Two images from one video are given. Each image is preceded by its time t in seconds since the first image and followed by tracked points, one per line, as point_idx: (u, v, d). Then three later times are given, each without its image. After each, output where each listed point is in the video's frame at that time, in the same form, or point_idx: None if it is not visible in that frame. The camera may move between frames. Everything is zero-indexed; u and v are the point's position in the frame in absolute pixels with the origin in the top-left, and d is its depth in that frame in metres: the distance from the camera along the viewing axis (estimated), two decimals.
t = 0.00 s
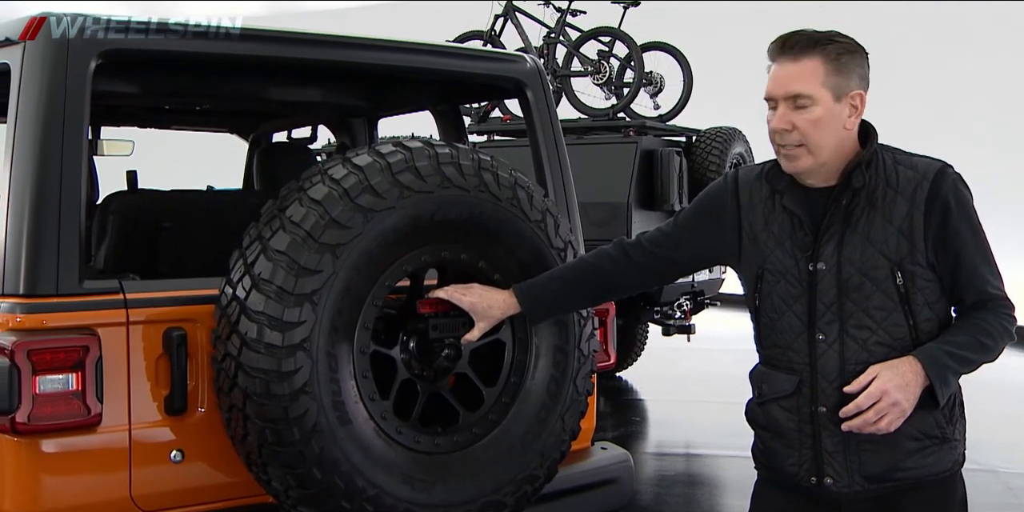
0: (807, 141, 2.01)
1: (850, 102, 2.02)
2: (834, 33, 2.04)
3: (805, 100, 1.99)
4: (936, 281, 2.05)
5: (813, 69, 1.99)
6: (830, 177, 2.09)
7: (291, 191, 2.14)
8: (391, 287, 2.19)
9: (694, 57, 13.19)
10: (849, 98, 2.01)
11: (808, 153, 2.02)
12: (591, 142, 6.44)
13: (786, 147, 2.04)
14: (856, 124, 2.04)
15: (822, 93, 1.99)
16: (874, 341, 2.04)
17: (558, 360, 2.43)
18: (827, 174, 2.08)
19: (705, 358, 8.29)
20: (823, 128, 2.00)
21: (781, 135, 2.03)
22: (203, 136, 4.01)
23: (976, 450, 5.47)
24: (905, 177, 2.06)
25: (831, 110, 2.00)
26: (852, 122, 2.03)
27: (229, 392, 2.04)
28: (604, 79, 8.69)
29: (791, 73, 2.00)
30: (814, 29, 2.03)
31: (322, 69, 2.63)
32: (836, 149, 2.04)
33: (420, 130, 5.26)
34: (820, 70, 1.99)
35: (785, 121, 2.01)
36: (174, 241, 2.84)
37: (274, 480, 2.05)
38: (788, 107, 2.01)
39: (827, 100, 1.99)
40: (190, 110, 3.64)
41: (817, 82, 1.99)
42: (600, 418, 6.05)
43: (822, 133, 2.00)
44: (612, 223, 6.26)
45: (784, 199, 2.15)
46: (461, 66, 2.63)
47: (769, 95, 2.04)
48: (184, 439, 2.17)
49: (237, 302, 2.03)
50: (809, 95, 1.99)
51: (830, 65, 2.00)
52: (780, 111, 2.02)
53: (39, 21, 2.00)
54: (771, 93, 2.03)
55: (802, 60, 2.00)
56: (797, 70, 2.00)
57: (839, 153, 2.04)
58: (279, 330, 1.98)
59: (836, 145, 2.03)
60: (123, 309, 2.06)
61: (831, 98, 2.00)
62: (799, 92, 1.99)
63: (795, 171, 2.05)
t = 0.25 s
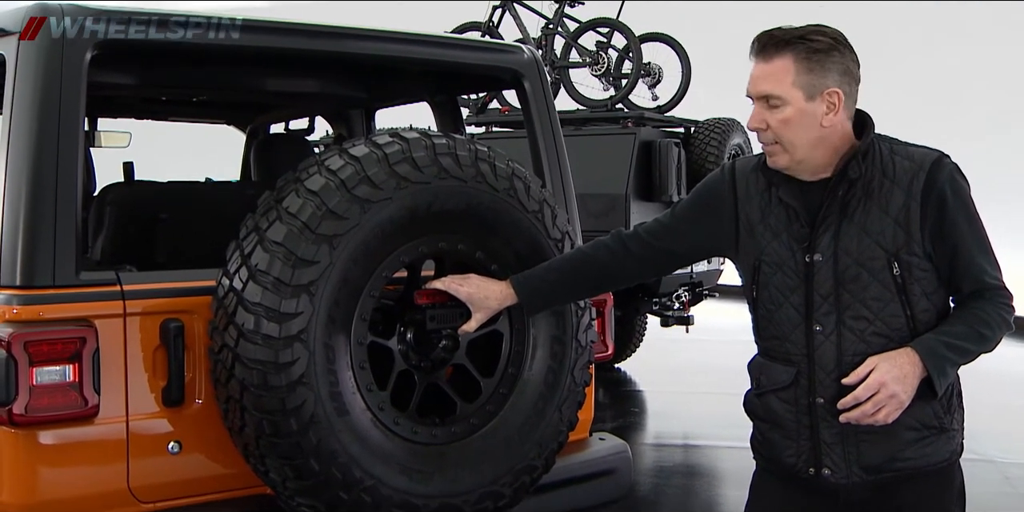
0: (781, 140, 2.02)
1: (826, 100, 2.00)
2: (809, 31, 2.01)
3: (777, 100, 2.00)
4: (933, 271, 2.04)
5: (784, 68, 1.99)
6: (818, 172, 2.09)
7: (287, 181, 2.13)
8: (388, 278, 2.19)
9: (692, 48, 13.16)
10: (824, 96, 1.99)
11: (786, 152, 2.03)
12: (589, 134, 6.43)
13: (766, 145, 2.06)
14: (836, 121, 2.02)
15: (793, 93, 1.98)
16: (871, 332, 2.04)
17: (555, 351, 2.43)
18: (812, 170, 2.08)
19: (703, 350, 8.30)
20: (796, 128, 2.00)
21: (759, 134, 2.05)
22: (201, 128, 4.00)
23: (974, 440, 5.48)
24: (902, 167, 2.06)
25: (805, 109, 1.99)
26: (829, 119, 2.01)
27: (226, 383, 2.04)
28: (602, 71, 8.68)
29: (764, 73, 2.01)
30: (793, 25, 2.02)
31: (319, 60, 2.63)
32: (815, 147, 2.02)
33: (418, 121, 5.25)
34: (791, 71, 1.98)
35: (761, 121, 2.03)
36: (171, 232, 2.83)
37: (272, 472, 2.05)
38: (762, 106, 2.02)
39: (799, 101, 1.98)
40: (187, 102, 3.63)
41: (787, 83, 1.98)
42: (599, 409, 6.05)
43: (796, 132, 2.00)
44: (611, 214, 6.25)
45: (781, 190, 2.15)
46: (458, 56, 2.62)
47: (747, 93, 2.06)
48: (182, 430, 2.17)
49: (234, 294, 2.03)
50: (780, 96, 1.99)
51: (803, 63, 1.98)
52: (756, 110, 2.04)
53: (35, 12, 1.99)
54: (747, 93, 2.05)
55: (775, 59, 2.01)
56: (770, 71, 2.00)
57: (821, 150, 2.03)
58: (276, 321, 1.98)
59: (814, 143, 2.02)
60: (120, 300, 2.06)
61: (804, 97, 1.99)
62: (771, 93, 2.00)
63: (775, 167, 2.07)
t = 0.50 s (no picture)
0: (802, 126, 2.00)
1: (837, 82, 2.02)
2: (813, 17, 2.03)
3: (797, 83, 1.98)
4: (930, 264, 2.04)
5: (801, 52, 1.98)
6: (824, 161, 2.09)
7: (283, 178, 2.13)
8: (385, 274, 2.18)
9: (690, 42, 13.15)
10: (836, 79, 2.02)
11: (804, 137, 2.01)
12: (587, 129, 6.41)
13: (781, 132, 2.02)
14: (843, 104, 2.05)
15: (811, 76, 1.98)
16: (869, 326, 2.04)
17: (552, 346, 2.43)
18: (820, 158, 2.08)
19: (702, 344, 8.30)
20: (817, 110, 1.99)
21: (776, 121, 2.01)
22: (197, 125, 3.99)
23: (973, 433, 5.48)
24: (898, 160, 2.06)
25: (822, 91, 2.00)
26: (840, 102, 2.03)
27: (222, 380, 2.03)
28: (599, 65, 8.67)
29: (780, 57, 1.99)
30: (793, 12, 2.02)
31: (314, 56, 2.62)
32: (828, 131, 2.04)
33: (415, 117, 5.24)
34: (808, 54, 1.98)
35: (780, 106, 1.99)
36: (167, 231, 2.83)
37: (269, 469, 2.05)
38: (780, 91, 1.99)
39: (818, 83, 1.99)
40: (183, 99, 3.63)
41: (806, 65, 1.98)
42: (597, 404, 6.05)
43: (815, 117, 2.00)
44: (609, 209, 6.25)
45: (777, 184, 2.15)
46: (453, 52, 2.61)
47: (758, 82, 2.01)
48: (179, 428, 2.17)
49: (230, 291, 2.02)
50: (801, 78, 1.97)
51: (816, 47, 1.99)
52: (772, 97, 2.00)
53: (27, 9, 1.98)
54: (761, 80, 2.00)
55: (786, 45, 1.99)
56: (785, 55, 1.98)
57: (833, 134, 2.04)
58: (273, 318, 1.98)
59: (828, 127, 2.03)
60: (116, 298, 2.05)
61: (821, 80, 1.99)
62: (790, 76, 1.98)
63: (791, 157, 2.04)
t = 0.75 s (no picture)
0: (811, 116, 2.00)
1: (840, 74, 2.04)
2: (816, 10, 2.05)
3: (805, 72, 1.99)
4: (930, 259, 2.04)
5: (808, 41, 1.99)
6: (826, 156, 2.09)
7: (280, 175, 2.12)
8: (383, 271, 2.18)
9: (688, 39, 13.15)
10: (838, 71, 2.04)
11: (812, 126, 2.01)
12: (588, 125, 6.39)
13: (788, 122, 2.02)
14: (845, 97, 2.07)
15: (818, 66, 1.99)
16: (868, 322, 2.04)
17: (550, 342, 2.42)
18: (824, 152, 2.08)
19: (702, 341, 8.30)
20: (825, 99, 2.00)
21: (785, 110, 2.01)
22: (195, 123, 3.99)
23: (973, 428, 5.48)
24: (897, 155, 2.05)
25: (828, 81, 2.01)
26: (842, 94, 2.05)
27: (220, 377, 2.03)
28: (598, 62, 8.66)
29: (788, 46, 2.00)
30: (794, 4, 2.03)
31: (312, 53, 2.62)
32: (833, 123, 2.04)
33: (413, 114, 5.24)
34: (814, 43, 2.00)
35: (788, 94, 2.00)
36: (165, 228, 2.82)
37: (267, 467, 2.05)
38: (788, 80, 2.00)
39: (824, 72, 2.00)
40: (181, 96, 3.62)
41: (813, 54, 1.99)
42: (597, 401, 6.05)
43: (823, 106, 2.00)
44: (608, 205, 6.24)
45: (775, 180, 2.15)
46: (451, 48, 2.61)
47: (766, 71, 2.02)
48: (178, 425, 2.16)
49: (228, 288, 2.02)
50: (809, 66, 1.99)
51: (820, 38, 2.00)
52: (781, 85, 2.00)
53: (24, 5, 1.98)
54: (769, 69, 2.01)
55: (792, 35, 2.00)
56: (793, 44, 1.99)
57: (835, 127, 2.05)
58: (271, 315, 1.97)
59: (833, 118, 2.04)
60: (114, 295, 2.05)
61: (827, 70, 2.01)
62: (799, 64, 1.99)
63: (800, 148, 2.03)
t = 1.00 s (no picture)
0: (810, 117, 2.00)
1: (838, 76, 2.04)
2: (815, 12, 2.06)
3: (803, 74, 1.99)
4: (928, 261, 2.04)
5: (807, 43, 2.00)
6: (823, 158, 2.10)
7: (277, 178, 2.12)
8: (380, 274, 2.18)
9: (685, 41, 13.17)
10: (837, 73, 2.04)
11: (810, 128, 2.01)
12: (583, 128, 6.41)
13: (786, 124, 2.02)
14: (843, 100, 2.07)
15: (817, 67, 2.00)
16: (867, 324, 2.04)
17: (548, 345, 2.42)
18: (821, 154, 2.08)
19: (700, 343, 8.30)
20: (823, 101, 2.00)
21: (783, 111, 2.01)
22: (192, 127, 3.99)
23: (971, 430, 5.49)
24: (894, 156, 2.06)
25: (826, 83, 2.01)
26: (840, 97, 2.06)
27: (217, 381, 2.03)
28: (595, 65, 8.67)
29: (787, 48, 2.00)
30: (793, 6, 2.04)
31: (309, 57, 2.62)
32: (830, 125, 2.05)
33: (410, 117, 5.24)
34: (814, 45, 2.00)
35: (787, 96, 2.00)
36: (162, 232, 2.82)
37: (265, 470, 2.05)
38: (787, 81, 2.00)
39: (823, 74, 2.00)
40: (178, 100, 3.62)
41: (812, 56, 1.99)
42: (595, 403, 6.05)
43: (822, 108, 2.01)
44: (605, 208, 6.24)
45: (772, 183, 2.15)
46: (448, 51, 2.61)
47: (765, 72, 2.02)
48: (175, 429, 2.16)
49: (224, 291, 2.02)
50: (807, 68, 1.99)
51: (819, 39, 2.01)
52: (780, 87, 2.01)
53: (20, 9, 1.98)
54: (767, 70, 2.01)
55: (791, 36, 2.00)
56: (792, 45, 2.00)
57: (833, 129, 2.06)
58: (268, 319, 1.97)
59: (831, 120, 2.04)
60: (110, 299, 2.05)
61: (825, 72, 2.01)
62: (798, 66, 1.99)
63: (798, 149, 2.03)
